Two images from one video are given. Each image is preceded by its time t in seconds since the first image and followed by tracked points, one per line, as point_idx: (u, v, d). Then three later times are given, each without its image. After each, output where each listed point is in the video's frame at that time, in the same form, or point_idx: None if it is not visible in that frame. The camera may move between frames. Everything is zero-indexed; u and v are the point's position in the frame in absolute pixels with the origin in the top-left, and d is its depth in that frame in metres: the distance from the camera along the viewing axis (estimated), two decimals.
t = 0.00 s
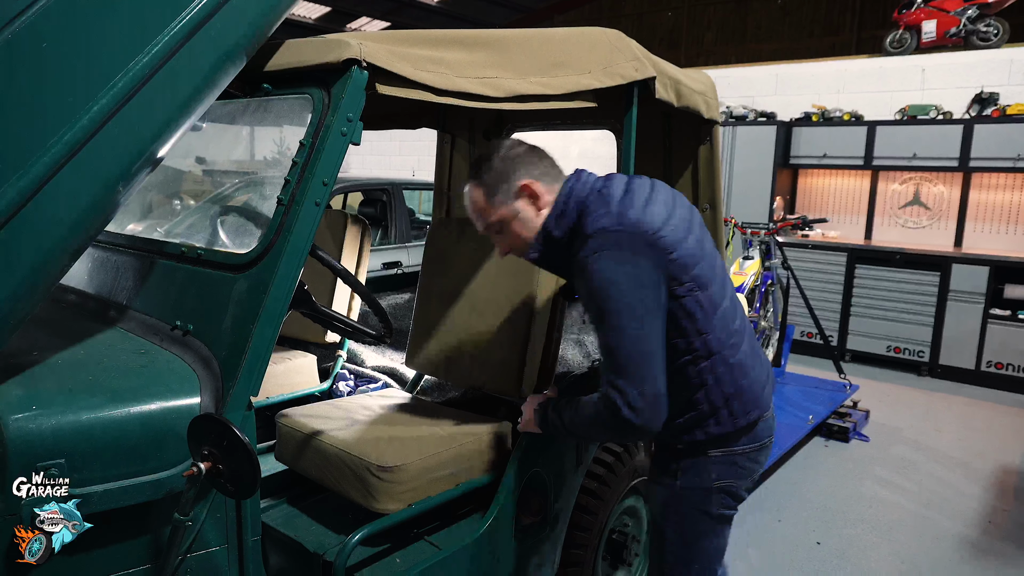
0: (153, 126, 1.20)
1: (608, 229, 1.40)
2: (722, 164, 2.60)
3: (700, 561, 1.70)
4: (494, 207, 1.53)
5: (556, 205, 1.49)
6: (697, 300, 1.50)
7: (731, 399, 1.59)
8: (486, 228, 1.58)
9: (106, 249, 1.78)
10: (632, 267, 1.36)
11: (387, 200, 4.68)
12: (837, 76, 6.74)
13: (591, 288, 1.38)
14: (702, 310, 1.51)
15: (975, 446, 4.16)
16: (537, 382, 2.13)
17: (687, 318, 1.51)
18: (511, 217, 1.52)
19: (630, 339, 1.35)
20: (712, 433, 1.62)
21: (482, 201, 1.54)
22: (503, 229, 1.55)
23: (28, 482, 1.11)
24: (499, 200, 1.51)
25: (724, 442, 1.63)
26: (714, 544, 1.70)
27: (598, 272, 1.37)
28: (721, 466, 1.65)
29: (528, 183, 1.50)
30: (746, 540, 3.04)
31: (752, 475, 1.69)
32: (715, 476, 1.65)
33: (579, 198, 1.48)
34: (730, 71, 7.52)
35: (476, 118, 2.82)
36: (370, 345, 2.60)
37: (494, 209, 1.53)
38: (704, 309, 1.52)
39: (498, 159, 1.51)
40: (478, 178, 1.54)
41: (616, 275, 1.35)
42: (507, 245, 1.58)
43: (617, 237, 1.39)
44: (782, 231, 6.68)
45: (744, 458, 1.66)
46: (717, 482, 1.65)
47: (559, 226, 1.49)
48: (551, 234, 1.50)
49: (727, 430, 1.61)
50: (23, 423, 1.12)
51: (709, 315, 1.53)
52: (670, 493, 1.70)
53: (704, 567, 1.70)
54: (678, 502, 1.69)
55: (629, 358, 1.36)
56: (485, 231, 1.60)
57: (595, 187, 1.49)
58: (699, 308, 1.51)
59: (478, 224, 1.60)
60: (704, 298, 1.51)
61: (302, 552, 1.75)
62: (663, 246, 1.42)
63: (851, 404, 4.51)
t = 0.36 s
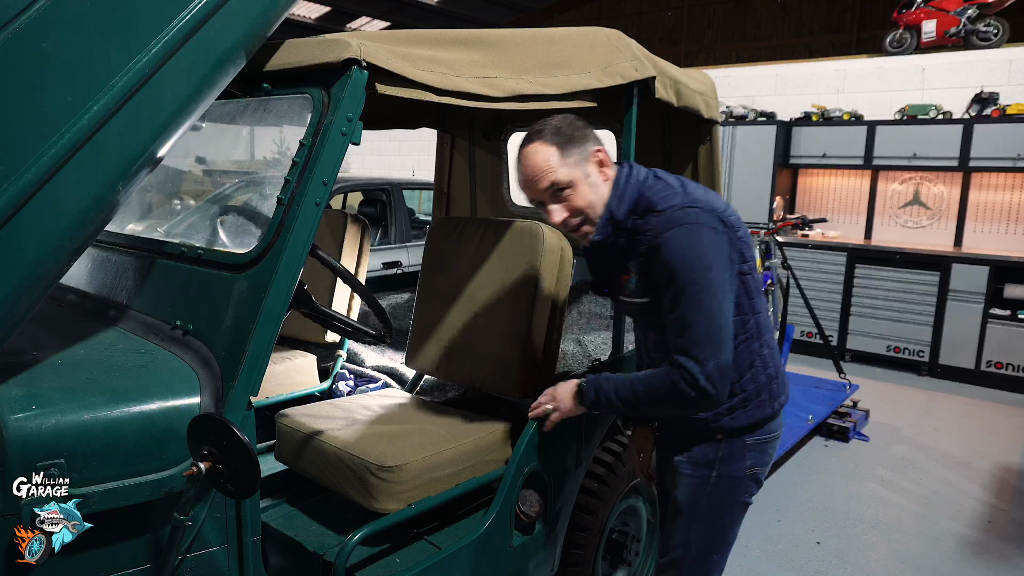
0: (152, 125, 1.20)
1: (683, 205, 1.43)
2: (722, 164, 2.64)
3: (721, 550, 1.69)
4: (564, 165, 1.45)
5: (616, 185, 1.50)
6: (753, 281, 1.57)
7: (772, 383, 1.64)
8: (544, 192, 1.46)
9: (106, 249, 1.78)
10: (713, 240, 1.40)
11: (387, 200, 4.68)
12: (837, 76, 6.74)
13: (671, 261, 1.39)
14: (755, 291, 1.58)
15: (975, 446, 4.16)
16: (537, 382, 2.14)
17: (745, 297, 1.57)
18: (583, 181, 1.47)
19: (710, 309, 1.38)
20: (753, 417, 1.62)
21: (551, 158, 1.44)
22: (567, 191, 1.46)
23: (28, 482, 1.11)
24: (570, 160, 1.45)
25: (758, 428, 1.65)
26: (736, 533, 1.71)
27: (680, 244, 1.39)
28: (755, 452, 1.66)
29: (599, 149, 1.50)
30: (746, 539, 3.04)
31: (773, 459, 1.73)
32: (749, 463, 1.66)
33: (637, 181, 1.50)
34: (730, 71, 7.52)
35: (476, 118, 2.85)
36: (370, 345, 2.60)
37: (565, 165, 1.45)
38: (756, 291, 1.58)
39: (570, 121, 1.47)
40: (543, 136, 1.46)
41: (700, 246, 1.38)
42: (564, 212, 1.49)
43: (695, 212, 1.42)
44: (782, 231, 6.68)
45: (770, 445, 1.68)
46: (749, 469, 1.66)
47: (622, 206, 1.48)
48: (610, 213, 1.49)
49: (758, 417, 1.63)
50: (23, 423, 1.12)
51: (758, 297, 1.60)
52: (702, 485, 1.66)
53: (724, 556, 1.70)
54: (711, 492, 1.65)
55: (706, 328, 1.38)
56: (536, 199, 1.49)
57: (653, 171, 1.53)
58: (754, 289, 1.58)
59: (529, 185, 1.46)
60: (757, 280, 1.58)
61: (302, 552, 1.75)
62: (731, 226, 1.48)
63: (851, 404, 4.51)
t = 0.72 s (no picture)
0: (152, 125, 1.20)
1: (718, 202, 1.49)
2: (722, 163, 2.66)
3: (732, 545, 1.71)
4: (600, 156, 1.54)
5: (647, 183, 1.59)
6: (778, 277, 1.59)
7: (789, 378, 1.66)
8: (579, 180, 1.54)
9: (106, 249, 1.78)
10: (749, 233, 1.43)
11: (387, 200, 4.69)
12: (837, 76, 6.74)
13: (708, 250, 1.42)
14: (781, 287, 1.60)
15: (975, 445, 4.16)
16: (536, 382, 2.13)
17: (771, 292, 1.58)
18: (617, 173, 1.56)
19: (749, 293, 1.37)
20: (777, 411, 1.63)
21: (588, 147, 1.52)
22: (601, 181, 1.54)
23: (28, 482, 1.11)
24: (606, 152, 1.54)
25: (775, 424, 1.66)
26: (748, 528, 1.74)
27: (718, 236, 1.42)
28: (773, 448, 1.67)
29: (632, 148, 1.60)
30: (746, 539, 3.04)
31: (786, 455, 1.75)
32: (768, 458, 1.67)
33: (667, 182, 1.58)
34: (730, 71, 7.52)
35: (475, 118, 2.87)
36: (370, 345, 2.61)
37: (601, 157, 1.53)
38: (781, 287, 1.60)
39: (607, 117, 1.57)
40: (580, 127, 1.54)
41: (737, 237, 1.41)
42: (595, 203, 1.56)
43: (730, 207, 1.47)
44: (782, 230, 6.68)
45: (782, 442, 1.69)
46: (767, 464, 1.67)
47: (654, 201, 1.56)
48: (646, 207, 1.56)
49: (770, 416, 1.63)
50: (23, 423, 1.12)
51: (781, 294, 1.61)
52: (723, 480, 1.66)
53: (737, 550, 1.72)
54: (731, 486, 1.66)
55: (748, 311, 1.36)
56: (570, 190, 1.56)
57: (682, 174, 1.60)
58: (779, 286, 1.59)
59: (564, 174, 1.54)
60: (780, 277, 1.61)
61: (302, 551, 1.75)
62: (761, 224, 1.53)
63: (851, 404, 4.51)
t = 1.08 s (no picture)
0: (152, 125, 1.20)
1: (741, 189, 1.51)
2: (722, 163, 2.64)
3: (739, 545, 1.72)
4: (630, 138, 1.55)
5: (675, 167, 1.62)
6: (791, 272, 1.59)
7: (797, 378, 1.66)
8: (608, 159, 1.55)
9: (106, 248, 1.78)
10: (771, 217, 1.44)
11: (387, 199, 4.69)
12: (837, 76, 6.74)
13: (730, 229, 1.43)
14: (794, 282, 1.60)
15: (975, 445, 4.16)
16: (536, 379, 2.13)
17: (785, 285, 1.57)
18: (645, 156, 1.57)
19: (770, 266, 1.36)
20: (784, 409, 1.63)
21: (618, 128, 1.53)
22: (630, 162, 1.56)
23: (28, 482, 1.11)
24: (636, 134, 1.56)
25: (781, 422, 1.65)
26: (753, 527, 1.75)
27: (740, 216, 1.44)
28: (780, 447, 1.67)
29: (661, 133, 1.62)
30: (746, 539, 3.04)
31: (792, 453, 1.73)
32: (774, 456, 1.66)
33: (692, 169, 1.61)
34: (730, 70, 7.53)
35: (476, 118, 2.88)
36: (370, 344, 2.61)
37: (631, 138, 1.55)
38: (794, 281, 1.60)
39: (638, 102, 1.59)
40: (612, 108, 1.56)
41: (759, 217, 1.42)
42: (622, 182, 1.58)
43: (752, 193, 1.49)
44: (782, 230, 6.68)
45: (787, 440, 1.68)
46: (774, 462, 1.67)
47: (680, 184, 1.59)
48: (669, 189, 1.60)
49: (776, 413, 1.62)
50: (23, 423, 1.12)
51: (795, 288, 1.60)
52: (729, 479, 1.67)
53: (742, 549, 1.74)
54: (738, 486, 1.67)
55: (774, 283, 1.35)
56: (597, 169, 1.57)
57: (705, 164, 1.64)
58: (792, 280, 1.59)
59: (593, 153, 1.55)
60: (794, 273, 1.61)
61: (302, 551, 1.75)
62: (781, 216, 1.53)
63: (852, 404, 4.51)
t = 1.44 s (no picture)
0: (152, 124, 1.20)
1: (766, 183, 1.51)
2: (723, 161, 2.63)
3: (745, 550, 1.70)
4: (630, 145, 1.53)
5: (696, 155, 1.58)
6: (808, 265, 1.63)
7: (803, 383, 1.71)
8: (607, 166, 1.57)
9: (106, 248, 1.78)
10: (801, 214, 1.47)
11: (388, 199, 4.69)
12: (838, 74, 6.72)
13: (764, 228, 1.44)
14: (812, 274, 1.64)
15: (975, 444, 4.16)
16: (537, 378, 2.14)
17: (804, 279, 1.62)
18: (646, 161, 1.55)
19: (814, 272, 1.42)
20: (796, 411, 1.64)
21: (616, 135, 1.53)
22: (628, 169, 1.56)
23: (28, 482, 1.11)
24: (637, 139, 1.53)
25: (785, 428, 1.65)
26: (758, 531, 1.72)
27: (772, 213, 1.45)
28: (784, 452, 1.67)
29: (670, 133, 1.56)
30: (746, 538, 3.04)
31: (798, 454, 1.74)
32: (779, 462, 1.67)
33: (712, 160, 1.58)
34: (730, 69, 7.52)
35: (476, 117, 2.88)
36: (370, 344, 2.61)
37: (629, 146, 1.53)
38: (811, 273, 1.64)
39: (646, 98, 1.53)
40: (616, 110, 1.53)
41: (792, 217, 1.45)
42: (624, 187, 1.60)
43: (778, 189, 1.50)
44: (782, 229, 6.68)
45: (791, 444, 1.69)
46: (778, 468, 1.67)
47: (700, 171, 1.54)
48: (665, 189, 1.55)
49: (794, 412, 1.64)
50: (23, 422, 1.12)
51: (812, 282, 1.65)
52: (733, 483, 1.66)
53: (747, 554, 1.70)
54: (743, 490, 1.66)
55: (818, 286, 1.42)
56: (599, 169, 1.60)
57: (724, 156, 1.62)
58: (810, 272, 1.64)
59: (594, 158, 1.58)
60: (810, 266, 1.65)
61: (303, 550, 1.75)
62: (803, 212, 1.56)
63: (852, 403, 4.51)
